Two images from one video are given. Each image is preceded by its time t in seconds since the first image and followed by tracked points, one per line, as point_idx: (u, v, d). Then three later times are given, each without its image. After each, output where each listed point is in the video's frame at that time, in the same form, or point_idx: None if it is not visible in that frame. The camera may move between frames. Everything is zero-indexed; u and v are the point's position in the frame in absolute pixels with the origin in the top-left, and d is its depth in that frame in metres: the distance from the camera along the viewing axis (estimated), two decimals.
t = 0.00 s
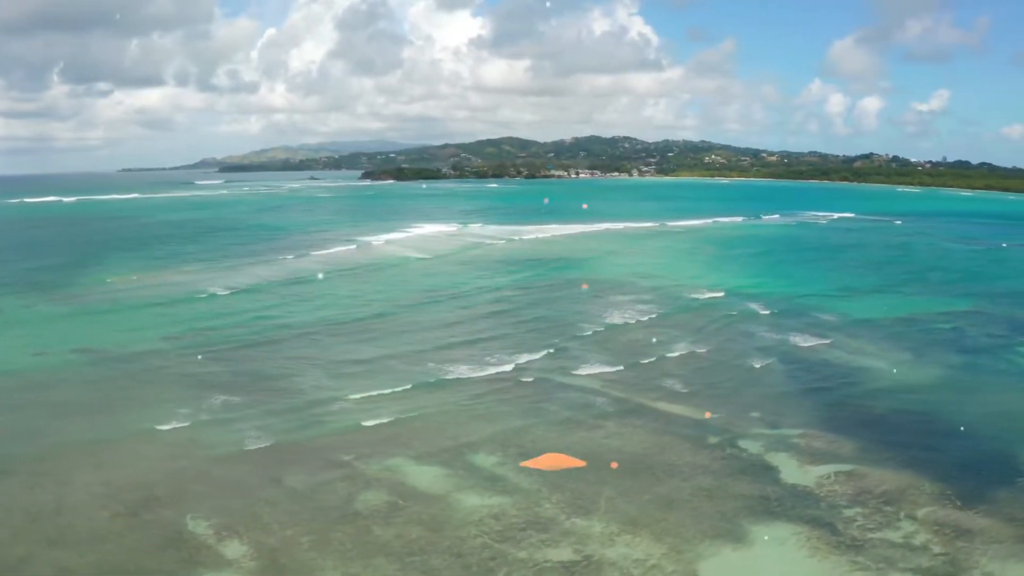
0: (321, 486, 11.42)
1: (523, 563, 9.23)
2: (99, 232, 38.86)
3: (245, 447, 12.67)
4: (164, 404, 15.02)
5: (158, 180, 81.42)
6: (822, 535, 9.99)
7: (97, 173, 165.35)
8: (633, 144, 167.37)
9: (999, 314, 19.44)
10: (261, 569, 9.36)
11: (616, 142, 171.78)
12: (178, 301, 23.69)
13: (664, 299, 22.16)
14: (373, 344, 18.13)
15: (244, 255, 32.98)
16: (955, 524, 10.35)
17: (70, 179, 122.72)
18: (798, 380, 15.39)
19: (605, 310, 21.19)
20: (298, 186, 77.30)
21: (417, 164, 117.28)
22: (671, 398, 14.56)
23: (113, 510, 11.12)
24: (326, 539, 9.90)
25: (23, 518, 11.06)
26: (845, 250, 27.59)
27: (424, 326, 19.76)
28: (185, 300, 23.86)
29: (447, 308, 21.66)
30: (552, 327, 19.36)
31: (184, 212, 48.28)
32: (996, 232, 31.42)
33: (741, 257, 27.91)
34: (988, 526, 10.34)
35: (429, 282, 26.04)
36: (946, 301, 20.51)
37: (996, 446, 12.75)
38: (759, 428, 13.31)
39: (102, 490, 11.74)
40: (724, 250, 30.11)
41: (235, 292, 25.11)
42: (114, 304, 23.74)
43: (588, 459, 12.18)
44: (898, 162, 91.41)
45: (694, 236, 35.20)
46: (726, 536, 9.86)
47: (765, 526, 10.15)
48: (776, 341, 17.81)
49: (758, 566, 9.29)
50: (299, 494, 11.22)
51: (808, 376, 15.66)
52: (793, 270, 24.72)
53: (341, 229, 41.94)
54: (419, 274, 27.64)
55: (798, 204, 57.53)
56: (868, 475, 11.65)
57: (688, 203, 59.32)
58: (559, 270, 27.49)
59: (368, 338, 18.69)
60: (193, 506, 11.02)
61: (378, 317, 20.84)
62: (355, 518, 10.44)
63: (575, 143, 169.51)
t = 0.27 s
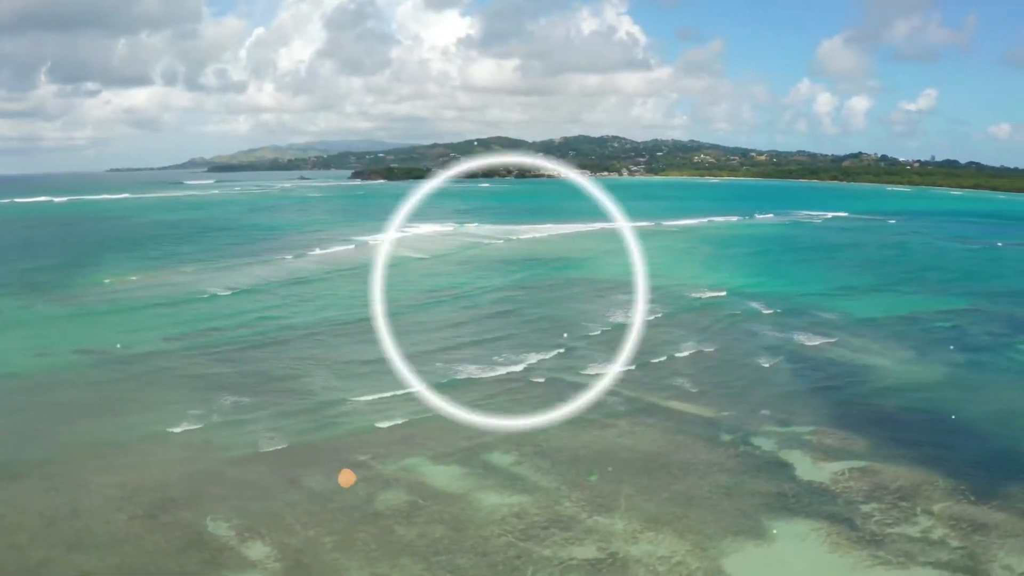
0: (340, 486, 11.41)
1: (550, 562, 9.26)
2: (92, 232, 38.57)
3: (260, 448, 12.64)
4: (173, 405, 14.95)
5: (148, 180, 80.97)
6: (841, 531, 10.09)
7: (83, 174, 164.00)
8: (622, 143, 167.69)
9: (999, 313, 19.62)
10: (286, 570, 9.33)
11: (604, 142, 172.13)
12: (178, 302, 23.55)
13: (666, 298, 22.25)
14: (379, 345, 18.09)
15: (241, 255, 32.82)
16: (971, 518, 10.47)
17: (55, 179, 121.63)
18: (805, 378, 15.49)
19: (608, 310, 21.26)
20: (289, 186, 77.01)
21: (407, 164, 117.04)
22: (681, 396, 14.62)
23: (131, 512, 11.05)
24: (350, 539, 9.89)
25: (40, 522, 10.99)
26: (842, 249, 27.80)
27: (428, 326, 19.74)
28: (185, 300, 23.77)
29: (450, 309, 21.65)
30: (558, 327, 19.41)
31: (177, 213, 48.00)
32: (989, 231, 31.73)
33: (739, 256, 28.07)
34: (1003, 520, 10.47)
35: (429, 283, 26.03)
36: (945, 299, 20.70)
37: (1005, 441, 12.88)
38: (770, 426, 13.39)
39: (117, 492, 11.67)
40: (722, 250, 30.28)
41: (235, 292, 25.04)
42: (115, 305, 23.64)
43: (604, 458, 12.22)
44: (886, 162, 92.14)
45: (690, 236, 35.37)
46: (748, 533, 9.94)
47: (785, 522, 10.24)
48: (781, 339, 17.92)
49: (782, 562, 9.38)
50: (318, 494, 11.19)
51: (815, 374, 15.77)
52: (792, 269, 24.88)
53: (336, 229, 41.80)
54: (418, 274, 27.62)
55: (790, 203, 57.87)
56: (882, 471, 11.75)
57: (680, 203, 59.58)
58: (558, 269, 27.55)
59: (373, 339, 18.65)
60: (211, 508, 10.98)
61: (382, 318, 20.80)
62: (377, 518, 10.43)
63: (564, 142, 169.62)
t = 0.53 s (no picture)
0: (359, 486, 11.42)
1: (576, 559, 9.32)
2: (86, 233, 38.35)
3: (276, 449, 12.62)
4: (184, 407, 14.91)
5: (138, 180, 80.55)
6: (860, 526, 10.21)
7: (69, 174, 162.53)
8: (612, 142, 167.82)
9: (1000, 310, 19.82)
10: (313, 571, 9.32)
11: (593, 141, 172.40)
12: (179, 302, 23.46)
13: (668, 298, 22.36)
14: (387, 345, 18.09)
15: (238, 256, 32.70)
16: (987, 513, 10.62)
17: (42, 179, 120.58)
18: (813, 377, 15.63)
19: (613, 310, 21.34)
20: (280, 185, 76.74)
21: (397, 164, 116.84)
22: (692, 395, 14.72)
23: (150, 515, 11.02)
24: (374, 539, 9.90)
25: (58, 525, 10.94)
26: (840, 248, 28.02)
27: (434, 326, 19.75)
28: (188, 301, 23.73)
29: (454, 309, 21.68)
30: (564, 327, 19.48)
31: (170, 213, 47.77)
32: (982, 230, 32.08)
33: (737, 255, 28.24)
34: (1018, 514, 10.61)
35: (431, 282, 26.05)
36: (945, 297, 20.92)
37: (1013, 437, 13.05)
38: (782, 423, 13.51)
39: (135, 495, 11.63)
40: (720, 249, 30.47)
41: (237, 292, 25.00)
42: (117, 306, 23.56)
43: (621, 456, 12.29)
44: (874, 160, 92.85)
45: (686, 235, 35.53)
46: (770, 529, 10.03)
47: (805, 518, 10.35)
48: (786, 337, 18.05)
49: (805, 557, 9.49)
50: (338, 495, 11.19)
51: (823, 371, 15.92)
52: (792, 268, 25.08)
53: (331, 229, 41.70)
54: (419, 274, 27.63)
55: (782, 202, 58.24)
56: (896, 467, 11.88)
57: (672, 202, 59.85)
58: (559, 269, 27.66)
59: (380, 339, 18.63)
60: (232, 509, 10.95)
61: (386, 318, 20.79)
62: (400, 518, 10.44)
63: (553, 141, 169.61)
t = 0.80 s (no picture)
0: (380, 488, 11.44)
1: (603, 557, 9.38)
2: (80, 233, 38.12)
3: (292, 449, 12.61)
4: (195, 408, 14.88)
5: (127, 180, 80.11)
6: (880, 521, 10.33)
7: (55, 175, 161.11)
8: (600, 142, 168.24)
9: (1000, 308, 20.07)
10: (341, 571, 9.34)
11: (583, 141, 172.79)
12: (181, 304, 23.39)
13: (671, 297, 22.51)
14: (395, 346, 18.09)
15: (236, 256, 32.61)
16: (1002, 507, 10.77)
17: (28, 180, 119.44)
18: (821, 375, 15.78)
19: (617, 310, 21.46)
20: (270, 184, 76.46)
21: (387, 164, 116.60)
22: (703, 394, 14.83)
23: (170, 517, 10.99)
24: (400, 539, 9.91)
25: (78, 530, 10.92)
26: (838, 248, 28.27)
27: (440, 327, 19.79)
28: (190, 301, 23.68)
29: (459, 310, 21.73)
30: (570, 327, 19.58)
31: (163, 214, 47.52)
32: (974, 229, 32.48)
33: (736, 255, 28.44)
34: None
35: (433, 282, 26.10)
36: (944, 296, 21.18)
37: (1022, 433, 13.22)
38: (794, 421, 13.63)
39: (153, 496, 11.61)
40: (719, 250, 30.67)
41: (239, 292, 24.97)
42: (118, 308, 23.49)
43: (637, 454, 12.38)
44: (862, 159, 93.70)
45: (682, 234, 35.75)
46: (791, 525, 10.15)
47: (825, 514, 10.46)
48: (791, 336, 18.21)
49: (828, 552, 9.60)
50: (359, 495, 11.22)
51: (830, 370, 16.09)
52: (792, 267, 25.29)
53: (327, 229, 41.63)
54: (420, 274, 27.65)
55: (773, 202, 58.68)
56: (910, 463, 12.02)
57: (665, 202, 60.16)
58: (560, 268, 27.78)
59: (388, 339, 18.65)
60: (253, 510, 10.95)
61: (392, 317, 20.81)
62: (424, 517, 10.47)
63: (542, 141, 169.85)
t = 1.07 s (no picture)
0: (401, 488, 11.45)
1: (630, 554, 9.44)
2: (75, 235, 37.87)
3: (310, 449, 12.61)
4: (207, 409, 14.83)
5: (117, 179, 79.63)
6: (898, 517, 10.47)
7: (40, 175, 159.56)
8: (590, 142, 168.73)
9: (999, 306, 20.30)
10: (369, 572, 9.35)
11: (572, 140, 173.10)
12: (184, 304, 23.30)
13: (674, 297, 22.65)
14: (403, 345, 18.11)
15: (234, 257, 32.50)
16: (1016, 502, 10.93)
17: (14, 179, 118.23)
18: (829, 372, 15.90)
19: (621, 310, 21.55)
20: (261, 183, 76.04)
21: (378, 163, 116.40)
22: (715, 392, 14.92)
23: (191, 518, 10.96)
24: (426, 538, 9.94)
25: (99, 532, 10.88)
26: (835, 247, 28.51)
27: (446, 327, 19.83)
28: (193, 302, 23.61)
29: (463, 309, 21.76)
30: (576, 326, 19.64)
31: (156, 214, 47.26)
32: (968, 229, 32.83)
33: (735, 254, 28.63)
34: None
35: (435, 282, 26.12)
36: (945, 294, 21.41)
37: None
38: (806, 418, 13.74)
39: (171, 498, 11.57)
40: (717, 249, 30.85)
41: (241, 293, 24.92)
42: (120, 309, 23.38)
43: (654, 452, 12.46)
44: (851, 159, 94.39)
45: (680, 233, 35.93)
46: (812, 522, 10.27)
47: (844, 510, 10.59)
48: (797, 334, 18.34)
49: (851, 548, 9.73)
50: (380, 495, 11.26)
51: (837, 368, 16.24)
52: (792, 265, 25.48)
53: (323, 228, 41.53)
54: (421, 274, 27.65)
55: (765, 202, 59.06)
56: (923, 459, 12.16)
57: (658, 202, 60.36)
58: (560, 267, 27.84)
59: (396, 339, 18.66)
60: (275, 511, 10.95)
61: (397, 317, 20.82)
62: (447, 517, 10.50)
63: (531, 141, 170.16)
